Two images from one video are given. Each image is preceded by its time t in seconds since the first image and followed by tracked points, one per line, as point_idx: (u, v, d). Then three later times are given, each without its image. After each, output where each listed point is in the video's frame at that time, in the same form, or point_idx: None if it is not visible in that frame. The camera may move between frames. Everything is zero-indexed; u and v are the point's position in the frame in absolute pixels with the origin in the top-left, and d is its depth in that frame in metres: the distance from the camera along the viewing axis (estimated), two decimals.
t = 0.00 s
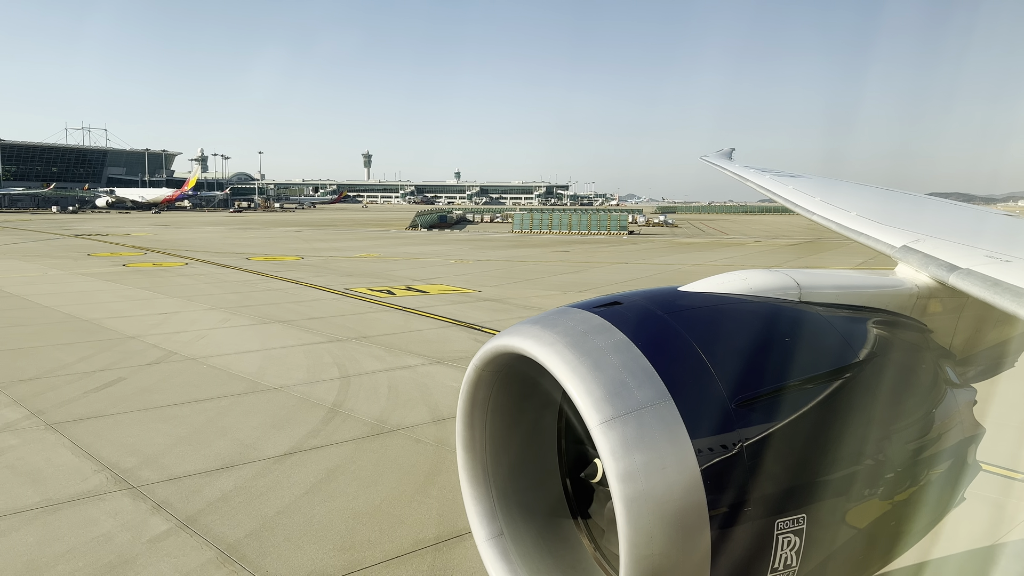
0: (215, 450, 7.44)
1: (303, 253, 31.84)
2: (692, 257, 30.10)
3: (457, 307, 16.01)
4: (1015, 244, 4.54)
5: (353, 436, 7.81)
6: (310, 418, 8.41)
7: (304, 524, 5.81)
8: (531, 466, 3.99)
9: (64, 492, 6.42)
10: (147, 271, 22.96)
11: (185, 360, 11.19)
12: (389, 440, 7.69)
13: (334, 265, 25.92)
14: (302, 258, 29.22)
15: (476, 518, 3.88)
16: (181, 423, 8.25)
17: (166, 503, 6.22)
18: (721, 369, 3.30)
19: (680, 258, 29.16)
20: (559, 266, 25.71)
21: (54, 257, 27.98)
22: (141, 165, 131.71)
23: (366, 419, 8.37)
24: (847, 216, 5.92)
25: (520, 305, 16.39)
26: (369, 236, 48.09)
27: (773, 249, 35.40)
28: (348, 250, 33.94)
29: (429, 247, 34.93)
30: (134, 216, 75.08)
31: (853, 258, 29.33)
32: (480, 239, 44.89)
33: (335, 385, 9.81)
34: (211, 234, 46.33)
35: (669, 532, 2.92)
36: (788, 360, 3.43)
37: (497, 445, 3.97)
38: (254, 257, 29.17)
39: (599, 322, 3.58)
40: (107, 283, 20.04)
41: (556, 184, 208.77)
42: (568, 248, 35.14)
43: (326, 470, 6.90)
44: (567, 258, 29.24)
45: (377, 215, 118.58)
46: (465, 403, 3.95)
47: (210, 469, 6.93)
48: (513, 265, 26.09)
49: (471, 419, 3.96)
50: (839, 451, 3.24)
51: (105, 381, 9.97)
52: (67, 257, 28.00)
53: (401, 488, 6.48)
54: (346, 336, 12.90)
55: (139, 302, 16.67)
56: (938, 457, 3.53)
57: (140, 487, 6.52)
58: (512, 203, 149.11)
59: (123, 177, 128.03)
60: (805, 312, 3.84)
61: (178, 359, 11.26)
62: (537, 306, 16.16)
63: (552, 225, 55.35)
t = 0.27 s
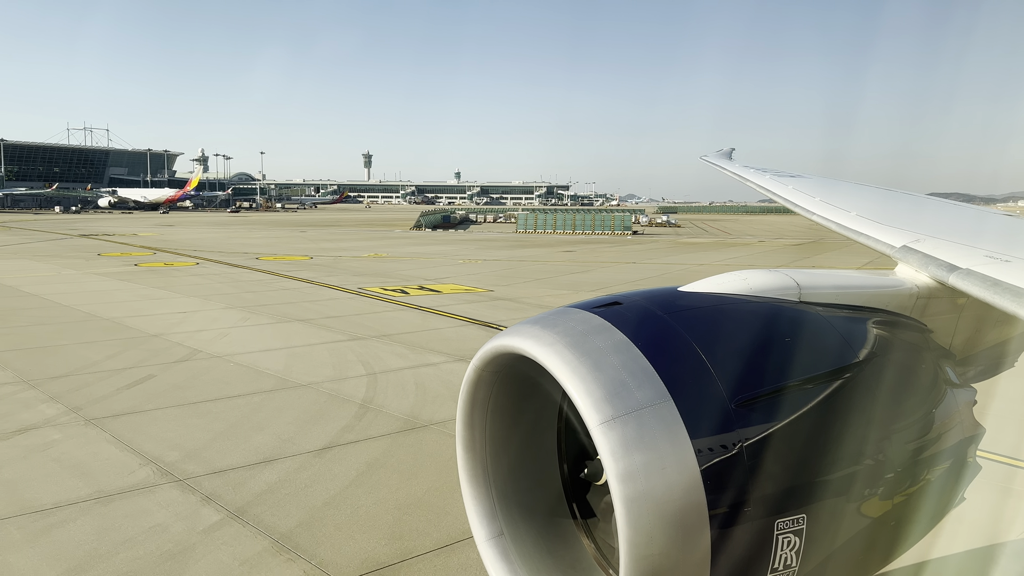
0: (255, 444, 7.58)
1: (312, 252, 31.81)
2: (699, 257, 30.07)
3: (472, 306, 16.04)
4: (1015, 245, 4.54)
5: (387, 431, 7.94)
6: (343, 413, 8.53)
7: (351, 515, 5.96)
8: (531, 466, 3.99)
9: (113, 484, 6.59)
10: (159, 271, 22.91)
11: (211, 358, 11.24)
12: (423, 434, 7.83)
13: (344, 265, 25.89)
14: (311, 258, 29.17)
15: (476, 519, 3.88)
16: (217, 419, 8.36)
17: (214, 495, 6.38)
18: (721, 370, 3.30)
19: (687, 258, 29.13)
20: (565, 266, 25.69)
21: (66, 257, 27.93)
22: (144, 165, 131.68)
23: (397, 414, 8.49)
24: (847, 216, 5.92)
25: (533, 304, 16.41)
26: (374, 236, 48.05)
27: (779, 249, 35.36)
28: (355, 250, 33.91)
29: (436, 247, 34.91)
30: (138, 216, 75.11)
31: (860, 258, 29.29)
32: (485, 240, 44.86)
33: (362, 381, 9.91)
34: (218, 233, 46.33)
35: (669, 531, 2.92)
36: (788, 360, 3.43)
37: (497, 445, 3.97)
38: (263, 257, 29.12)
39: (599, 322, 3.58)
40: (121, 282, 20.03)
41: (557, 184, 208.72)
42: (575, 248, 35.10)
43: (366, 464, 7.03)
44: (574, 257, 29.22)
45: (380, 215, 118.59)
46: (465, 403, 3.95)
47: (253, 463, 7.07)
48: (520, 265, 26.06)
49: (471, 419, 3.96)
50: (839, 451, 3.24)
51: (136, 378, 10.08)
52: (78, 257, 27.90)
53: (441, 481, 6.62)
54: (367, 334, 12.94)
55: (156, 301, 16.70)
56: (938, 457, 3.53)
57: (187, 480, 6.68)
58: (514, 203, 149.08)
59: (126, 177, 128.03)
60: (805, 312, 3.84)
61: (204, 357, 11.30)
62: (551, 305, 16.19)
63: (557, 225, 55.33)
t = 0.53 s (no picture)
0: (291, 439, 7.67)
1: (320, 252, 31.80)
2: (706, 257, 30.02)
3: (486, 305, 16.05)
4: (1015, 244, 4.54)
5: (418, 427, 8.03)
6: (373, 410, 8.60)
7: (393, 507, 6.07)
8: (531, 466, 3.99)
9: (157, 478, 6.70)
10: (171, 271, 22.89)
11: (236, 356, 11.26)
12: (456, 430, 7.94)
13: (353, 265, 25.89)
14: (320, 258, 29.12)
15: (476, 518, 3.88)
16: (249, 415, 8.42)
17: (257, 488, 6.48)
18: (721, 370, 3.30)
19: (693, 258, 29.08)
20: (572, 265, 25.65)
21: (76, 257, 27.88)
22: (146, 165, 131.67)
23: (425, 411, 8.56)
24: (847, 216, 5.92)
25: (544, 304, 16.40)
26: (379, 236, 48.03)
27: (785, 249, 35.29)
28: (362, 250, 33.89)
29: (442, 247, 34.89)
30: (142, 216, 75.11)
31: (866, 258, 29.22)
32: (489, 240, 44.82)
33: (388, 378, 9.97)
34: (223, 233, 46.31)
35: (669, 531, 2.92)
36: (787, 360, 3.43)
37: (497, 444, 3.97)
38: (271, 257, 29.06)
39: (599, 322, 3.58)
40: (135, 282, 20.03)
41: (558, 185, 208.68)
42: (581, 248, 35.06)
43: (401, 458, 7.13)
44: (580, 257, 29.18)
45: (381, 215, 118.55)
46: (465, 403, 3.95)
47: (291, 457, 7.16)
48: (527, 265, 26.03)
49: (471, 419, 3.96)
50: (839, 451, 3.24)
51: (165, 375, 10.11)
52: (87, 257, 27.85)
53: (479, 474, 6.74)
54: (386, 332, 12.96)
55: (172, 300, 16.71)
56: (938, 457, 3.53)
57: (228, 474, 6.77)
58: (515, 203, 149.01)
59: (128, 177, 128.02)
60: (805, 312, 3.84)
61: (228, 355, 11.32)
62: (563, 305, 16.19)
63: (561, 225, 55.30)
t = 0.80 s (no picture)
0: (327, 433, 7.68)
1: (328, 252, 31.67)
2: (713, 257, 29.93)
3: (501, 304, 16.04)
4: (1015, 244, 4.53)
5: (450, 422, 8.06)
6: (403, 406, 8.63)
7: (437, 499, 6.12)
8: (531, 466, 3.99)
9: (201, 471, 6.74)
10: (182, 271, 22.79)
11: (260, 354, 11.26)
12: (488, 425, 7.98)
13: (362, 265, 25.81)
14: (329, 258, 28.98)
15: (476, 518, 3.88)
16: (282, 411, 8.42)
17: (300, 481, 6.51)
18: (721, 370, 3.30)
19: (700, 258, 29.00)
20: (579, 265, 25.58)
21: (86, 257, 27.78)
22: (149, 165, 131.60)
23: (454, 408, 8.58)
24: (847, 216, 5.92)
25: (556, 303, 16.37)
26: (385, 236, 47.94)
27: (792, 249, 35.16)
28: (369, 250, 33.81)
29: (449, 247, 34.80)
30: (146, 216, 74.99)
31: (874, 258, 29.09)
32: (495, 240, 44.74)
33: (413, 376, 9.98)
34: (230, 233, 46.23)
35: (669, 531, 2.92)
36: (787, 359, 3.43)
37: (497, 444, 3.97)
38: (281, 257, 28.91)
39: (599, 322, 3.58)
40: (150, 281, 19.99)
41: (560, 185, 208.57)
42: (588, 248, 34.96)
43: (439, 451, 7.18)
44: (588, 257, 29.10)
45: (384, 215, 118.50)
46: (464, 403, 3.95)
47: (330, 451, 7.18)
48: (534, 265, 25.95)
49: (471, 419, 3.97)
50: (839, 451, 3.24)
51: (194, 372, 10.12)
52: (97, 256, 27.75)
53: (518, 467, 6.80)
54: (406, 331, 12.97)
55: (189, 299, 16.70)
56: (938, 457, 3.53)
57: (269, 467, 6.81)
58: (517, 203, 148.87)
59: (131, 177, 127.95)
60: (805, 312, 3.84)
61: (253, 353, 11.32)
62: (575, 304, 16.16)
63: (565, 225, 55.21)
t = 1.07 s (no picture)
0: (360, 429, 7.69)
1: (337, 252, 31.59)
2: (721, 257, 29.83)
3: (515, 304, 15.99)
4: (1015, 245, 4.54)
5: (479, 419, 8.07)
6: (430, 402, 8.64)
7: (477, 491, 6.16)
8: (532, 466, 3.99)
9: (242, 465, 6.74)
10: (194, 271, 22.70)
11: (285, 352, 11.24)
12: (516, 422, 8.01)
13: (371, 264, 25.74)
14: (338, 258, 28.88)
15: (476, 518, 3.88)
16: (311, 407, 8.42)
17: (341, 475, 6.52)
18: (721, 370, 3.30)
19: (708, 258, 28.91)
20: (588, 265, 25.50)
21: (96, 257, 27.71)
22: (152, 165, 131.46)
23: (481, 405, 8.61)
24: (847, 216, 5.92)
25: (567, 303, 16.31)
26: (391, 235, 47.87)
27: (800, 249, 35.02)
28: (377, 250, 33.74)
29: (456, 247, 34.72)
30: (150, 216, 74.91)
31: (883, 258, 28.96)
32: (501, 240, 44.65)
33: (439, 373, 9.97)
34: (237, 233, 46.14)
35: (669, 531, 2.92)
36: (788, 360, 3.43)
37: (497, 444, 3.98)
38: (290, 258, 28.80)
39: (599, 322, 3.58)
40: (164, 281, 19.89)
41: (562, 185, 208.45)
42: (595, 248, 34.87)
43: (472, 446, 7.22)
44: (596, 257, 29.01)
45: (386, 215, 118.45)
46: (465, 403, 3.96)
47: (365, 446, 7.19)
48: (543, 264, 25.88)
49: (471, 420, 3.97)
50: (839, 451, 3.24)
51: (222, 370, 10.10)
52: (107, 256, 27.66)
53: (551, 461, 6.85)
54: (424, 330, 12.96)
55: (204, 298, 16.63)
56: (938, 457, 3.53)
57: (308, 461, 6.82)
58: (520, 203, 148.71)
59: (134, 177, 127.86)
60: (805, 312, 3.85)
61: (275, 351, 11.30)
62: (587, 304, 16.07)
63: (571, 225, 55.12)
